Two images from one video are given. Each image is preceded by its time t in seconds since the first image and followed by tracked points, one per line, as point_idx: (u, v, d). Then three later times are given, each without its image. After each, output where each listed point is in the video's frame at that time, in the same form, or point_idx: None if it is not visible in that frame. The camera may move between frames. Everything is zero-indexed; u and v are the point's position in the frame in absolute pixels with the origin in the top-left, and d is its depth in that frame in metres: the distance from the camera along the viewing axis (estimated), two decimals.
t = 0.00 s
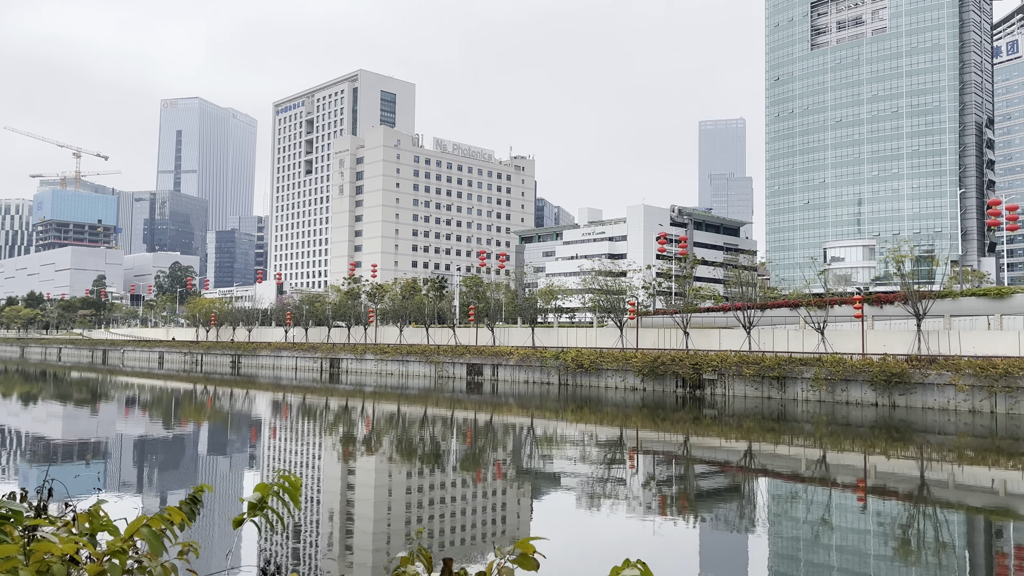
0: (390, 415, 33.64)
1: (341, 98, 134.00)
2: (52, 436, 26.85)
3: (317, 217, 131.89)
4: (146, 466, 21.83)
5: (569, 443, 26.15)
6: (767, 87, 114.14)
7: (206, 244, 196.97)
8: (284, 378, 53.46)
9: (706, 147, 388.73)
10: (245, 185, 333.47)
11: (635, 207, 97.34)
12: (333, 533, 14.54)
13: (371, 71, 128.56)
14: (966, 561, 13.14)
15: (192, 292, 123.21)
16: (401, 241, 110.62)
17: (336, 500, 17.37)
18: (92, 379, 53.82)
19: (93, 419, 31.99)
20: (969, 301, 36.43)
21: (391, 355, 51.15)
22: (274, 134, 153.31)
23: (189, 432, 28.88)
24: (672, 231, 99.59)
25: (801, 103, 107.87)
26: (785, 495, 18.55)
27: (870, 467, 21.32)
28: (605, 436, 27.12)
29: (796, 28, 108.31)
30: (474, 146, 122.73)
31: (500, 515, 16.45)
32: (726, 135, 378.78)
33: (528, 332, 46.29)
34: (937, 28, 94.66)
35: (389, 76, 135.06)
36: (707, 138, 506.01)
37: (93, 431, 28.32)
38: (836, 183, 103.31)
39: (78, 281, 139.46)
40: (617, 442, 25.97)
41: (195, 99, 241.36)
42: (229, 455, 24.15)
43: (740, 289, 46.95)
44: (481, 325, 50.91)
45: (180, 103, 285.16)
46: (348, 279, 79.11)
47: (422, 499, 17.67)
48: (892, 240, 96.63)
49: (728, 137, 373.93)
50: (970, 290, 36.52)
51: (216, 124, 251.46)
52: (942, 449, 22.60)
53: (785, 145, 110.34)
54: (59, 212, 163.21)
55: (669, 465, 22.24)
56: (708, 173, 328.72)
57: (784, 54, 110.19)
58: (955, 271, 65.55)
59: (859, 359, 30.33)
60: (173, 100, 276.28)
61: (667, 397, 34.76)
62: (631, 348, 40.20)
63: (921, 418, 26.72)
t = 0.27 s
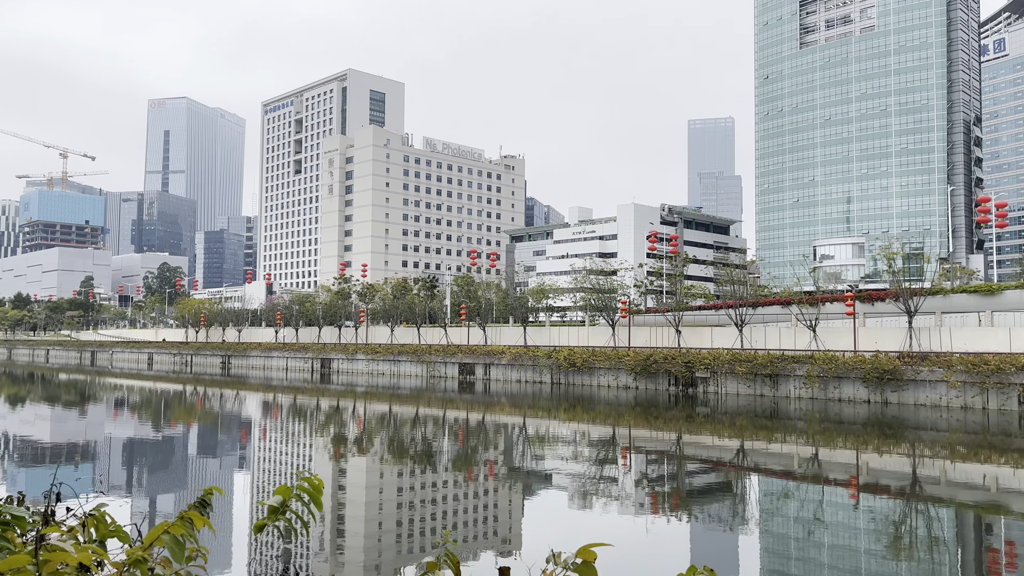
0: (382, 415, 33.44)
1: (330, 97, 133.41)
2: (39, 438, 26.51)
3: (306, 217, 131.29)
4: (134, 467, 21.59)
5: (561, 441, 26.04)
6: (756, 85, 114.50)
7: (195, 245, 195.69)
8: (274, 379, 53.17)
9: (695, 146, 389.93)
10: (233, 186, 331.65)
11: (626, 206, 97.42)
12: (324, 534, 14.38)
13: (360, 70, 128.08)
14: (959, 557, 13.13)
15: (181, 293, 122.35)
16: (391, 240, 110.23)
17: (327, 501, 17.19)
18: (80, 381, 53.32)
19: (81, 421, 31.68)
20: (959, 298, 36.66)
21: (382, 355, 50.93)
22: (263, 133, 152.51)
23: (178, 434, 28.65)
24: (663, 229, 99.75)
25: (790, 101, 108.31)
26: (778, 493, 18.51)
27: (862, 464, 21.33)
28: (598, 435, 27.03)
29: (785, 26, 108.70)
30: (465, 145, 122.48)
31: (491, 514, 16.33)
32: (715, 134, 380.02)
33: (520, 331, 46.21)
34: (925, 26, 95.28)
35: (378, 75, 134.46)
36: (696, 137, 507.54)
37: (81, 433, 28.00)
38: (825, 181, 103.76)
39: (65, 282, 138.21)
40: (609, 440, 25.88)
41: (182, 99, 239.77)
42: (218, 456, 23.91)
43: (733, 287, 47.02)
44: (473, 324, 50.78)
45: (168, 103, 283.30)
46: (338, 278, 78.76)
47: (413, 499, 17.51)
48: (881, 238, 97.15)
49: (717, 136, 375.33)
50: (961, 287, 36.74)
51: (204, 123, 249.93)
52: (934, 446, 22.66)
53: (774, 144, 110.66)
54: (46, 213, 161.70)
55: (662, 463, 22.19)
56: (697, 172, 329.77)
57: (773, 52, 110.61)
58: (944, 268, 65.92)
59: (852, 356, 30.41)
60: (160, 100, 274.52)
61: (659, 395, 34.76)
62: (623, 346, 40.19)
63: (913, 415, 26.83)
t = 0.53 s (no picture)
0: (380, 416, 33.32)
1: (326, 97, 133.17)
2: (35, 440, 26.36)
3: (303, 217, 131.06)
4: (131, 469, 21.47)
5: (560, 441, 25.93)
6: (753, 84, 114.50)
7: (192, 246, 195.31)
8: (272, 379, 53.04)
9: (692, 145, 390.20)
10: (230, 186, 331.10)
11: (623, 205, 97.39)
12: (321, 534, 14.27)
13: (357, 70, 127.84)
14: (960, 556, 13.04)
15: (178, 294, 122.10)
16: (389, 240, 110.04)
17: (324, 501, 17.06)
18: (77, 383, 53.17)
19: (78, 423, 31.54)
20: (960, 296, 36.65)
21: (381, 355, 50.80)
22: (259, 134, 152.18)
23: (176, 435, 28.55)
24: (661, 229, 99.74)
25: (787, 100, 108.32)
26: (778, 492, 18.42)
27: (863, 463, 21.25)
28: (598, 434, 26.91)
29: (781, 25, 108.67)
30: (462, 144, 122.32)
31: (489, 514, 16.22)
32: (712, 133, 380.38)
33: (519, 331, 46.12)
34: (921, 25, 95.35)
35: (375, 75, 134.27)
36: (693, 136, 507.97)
37: (77, 435, 27.86)
38: (822, 180, 103.79)
39: (62, 284, 137.84)
40: (609, 440, 25.78)
41: (178, 100, 239.22)
42: (216, 457, 23.80)
43: (732, 286, 46.96)
44: (472, 324, 50.67)
45: (164, 104, 282.83)
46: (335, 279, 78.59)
47: (411, 500, 17.40)
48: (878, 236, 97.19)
49: (714, 135, 375.75)
50: (961, 285, 36.74)
51: (200, 124, 249.45)
52: (936, 444, 22.59)
53: (772, 143, 110.64)
54: (42, 214, 161.28)
55: (662, 462, 22.09)
56: (694, 171, 330.02)
57: (770, 51, 110.60)
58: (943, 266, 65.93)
59: (852, 355, 30.35)
60: (156, 101, 273.97)
61: (659, 394, 34.69)
62: (623, 345, 40.12)
63: (914, 413, 26.78)
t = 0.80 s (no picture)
0: (387, 415, 33.32)
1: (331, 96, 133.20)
2: (41, 440, 26.38)
3: (308, 216, 131.23)
4: (137, 468, 21.50)
5: (566, 439, 25.85)
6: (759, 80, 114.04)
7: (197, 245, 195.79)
8: (279, 378, 53.16)
9: (697, 142, 389.00)
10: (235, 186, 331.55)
11: (629, 203, 97.20)
12: (328, 534, 14.22)
13: (361, 69, 127.78)
14: (971, 553, 12.95)
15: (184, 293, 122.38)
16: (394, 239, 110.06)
17: (330, 500, 17.05)
18: (84, 382, 53.28)
19: (85, 422, 31.58)
20: (971, 292, 36.47)
21: (387, 354, 50.77)
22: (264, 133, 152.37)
23: (183, 434, 28.56)
24: (667, 226, 99.47)
25: (793, 96, 107.90)
26: (788, 490, 18.28)
27: (872, 460, 21.15)
28: (607, 432, 26.80)
29: (787, 21, 108.16)
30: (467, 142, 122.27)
31: (496, 512, 16.20)
32: (715, 130, 379.72)
33: (526, 329, 46.06)
34: (928, 20, 94.87)
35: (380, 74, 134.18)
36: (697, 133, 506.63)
37: (84, 434, 27.91)
38: (829, 176, 103.38)
39: (69, 284, 138.31)
40: (616, 438, 25.72)
41: (183, 99, 239.43)
42: (222, 456, 23.80)
43: (740, 283, 46.78)
44: (478, 322, 50.62)
45: (169, 104, 283.05)
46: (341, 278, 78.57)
47: (416, 498, 17.34)
48: (886, 233, 96.85)
49: (718, 132, 374.96)
50: (972, 281, 36.55)
51: (204, 124, 249.75)
52: (948, 442, 22.46)
53: (778, 139, 110.20)
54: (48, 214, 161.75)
55: (670, 460, 21.98)
56: (699, 168, 329.08)
57: (776, 47, 110.11)
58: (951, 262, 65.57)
59: (863, 351, 30.19)
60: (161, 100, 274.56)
61: (668, 392, 34.60)
62: (631, 343, 40.02)
63: (926, 411, 26.63)
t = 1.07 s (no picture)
0: (401, 412, 33.41)
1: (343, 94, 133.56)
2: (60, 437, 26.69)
3: (320, 214, 131.83)
4: (153, 465, 21.70)
5: (581, 436, 25.81)
6: (772, 76, 113.33)
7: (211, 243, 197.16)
8: (294, 376, 53.44)
9: (709, 138, 386.89)
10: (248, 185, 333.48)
11: (641, 199, 96.90)
12: (343, 530, 14.29)
13: (373, 67, 128.10)
14: (991, 551, 12.80)
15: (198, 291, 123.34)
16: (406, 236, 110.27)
17: (345, 497, 17.13)
18: (101, 380, 53.80)
19: (102, 419, 31.90)
20: (990, 287, 36.13)
21: (401, 351, 50.93)
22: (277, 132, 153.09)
23: (198, 431, 28.80)
24: (679, 222, 99.07)
25: (807, 91, 107.14)
26: (805, 487, 18.15)
27: (891, 457, 20.97)
28: (622, 429, 26.74)
29: (801, 15, 107.37)
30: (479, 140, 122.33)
31: (509, 509, 16.20)
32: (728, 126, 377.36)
33: (540, 326, 46.07)
34: (944, 13, 93.89)
35: (391, 71, 134.45)
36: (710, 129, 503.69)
37: (102, 432, 28.20)
38: (844, 171, 102.56)
39: (85, 282, 139.61)
40: (631, 435, 25.67)
41: (196, 99, 241.05)
42: (237, 453, 23.95)
43: (756, 279, 46.52)
44: (492, 319, 50.66)
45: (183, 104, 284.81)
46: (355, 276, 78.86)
47: (431, 495, 17.38)
48: (902, 228, 95.93)
49: (730, 128, 372.82)
50: (991, 276, 36.23)
51: (218, 123, 251.31)
52: (968, 438, 22.23)
53: (792, 134, 109.38)
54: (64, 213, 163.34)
55: (686, 457, 21.90)
56: (711, 164, 327.30)
57: (790, 42, 109.39)
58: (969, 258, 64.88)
59: (881, 348, 29.97)
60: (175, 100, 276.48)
61: (683, 389, 34.48)
62: (645, 340, 39.93)
63: (945, 407, 26.38)
